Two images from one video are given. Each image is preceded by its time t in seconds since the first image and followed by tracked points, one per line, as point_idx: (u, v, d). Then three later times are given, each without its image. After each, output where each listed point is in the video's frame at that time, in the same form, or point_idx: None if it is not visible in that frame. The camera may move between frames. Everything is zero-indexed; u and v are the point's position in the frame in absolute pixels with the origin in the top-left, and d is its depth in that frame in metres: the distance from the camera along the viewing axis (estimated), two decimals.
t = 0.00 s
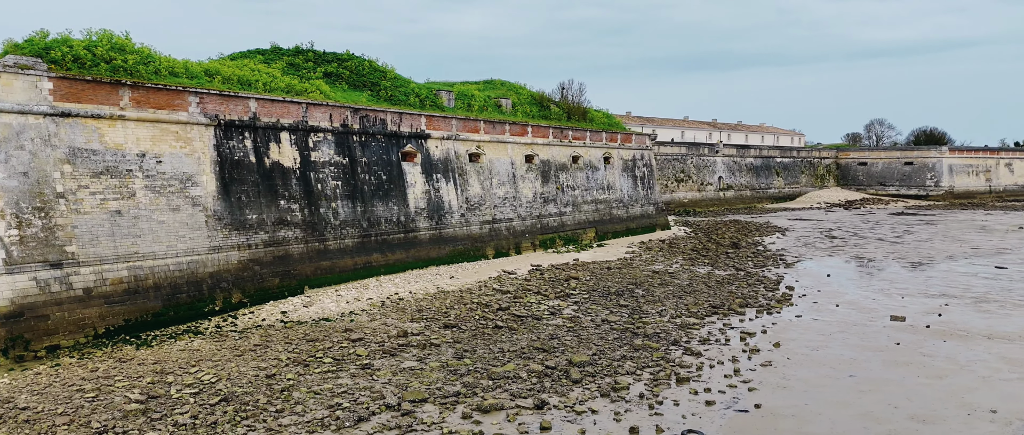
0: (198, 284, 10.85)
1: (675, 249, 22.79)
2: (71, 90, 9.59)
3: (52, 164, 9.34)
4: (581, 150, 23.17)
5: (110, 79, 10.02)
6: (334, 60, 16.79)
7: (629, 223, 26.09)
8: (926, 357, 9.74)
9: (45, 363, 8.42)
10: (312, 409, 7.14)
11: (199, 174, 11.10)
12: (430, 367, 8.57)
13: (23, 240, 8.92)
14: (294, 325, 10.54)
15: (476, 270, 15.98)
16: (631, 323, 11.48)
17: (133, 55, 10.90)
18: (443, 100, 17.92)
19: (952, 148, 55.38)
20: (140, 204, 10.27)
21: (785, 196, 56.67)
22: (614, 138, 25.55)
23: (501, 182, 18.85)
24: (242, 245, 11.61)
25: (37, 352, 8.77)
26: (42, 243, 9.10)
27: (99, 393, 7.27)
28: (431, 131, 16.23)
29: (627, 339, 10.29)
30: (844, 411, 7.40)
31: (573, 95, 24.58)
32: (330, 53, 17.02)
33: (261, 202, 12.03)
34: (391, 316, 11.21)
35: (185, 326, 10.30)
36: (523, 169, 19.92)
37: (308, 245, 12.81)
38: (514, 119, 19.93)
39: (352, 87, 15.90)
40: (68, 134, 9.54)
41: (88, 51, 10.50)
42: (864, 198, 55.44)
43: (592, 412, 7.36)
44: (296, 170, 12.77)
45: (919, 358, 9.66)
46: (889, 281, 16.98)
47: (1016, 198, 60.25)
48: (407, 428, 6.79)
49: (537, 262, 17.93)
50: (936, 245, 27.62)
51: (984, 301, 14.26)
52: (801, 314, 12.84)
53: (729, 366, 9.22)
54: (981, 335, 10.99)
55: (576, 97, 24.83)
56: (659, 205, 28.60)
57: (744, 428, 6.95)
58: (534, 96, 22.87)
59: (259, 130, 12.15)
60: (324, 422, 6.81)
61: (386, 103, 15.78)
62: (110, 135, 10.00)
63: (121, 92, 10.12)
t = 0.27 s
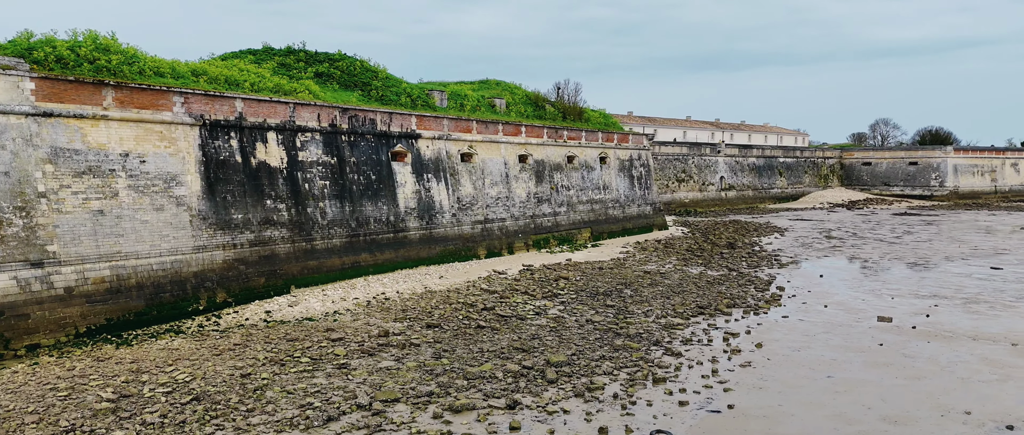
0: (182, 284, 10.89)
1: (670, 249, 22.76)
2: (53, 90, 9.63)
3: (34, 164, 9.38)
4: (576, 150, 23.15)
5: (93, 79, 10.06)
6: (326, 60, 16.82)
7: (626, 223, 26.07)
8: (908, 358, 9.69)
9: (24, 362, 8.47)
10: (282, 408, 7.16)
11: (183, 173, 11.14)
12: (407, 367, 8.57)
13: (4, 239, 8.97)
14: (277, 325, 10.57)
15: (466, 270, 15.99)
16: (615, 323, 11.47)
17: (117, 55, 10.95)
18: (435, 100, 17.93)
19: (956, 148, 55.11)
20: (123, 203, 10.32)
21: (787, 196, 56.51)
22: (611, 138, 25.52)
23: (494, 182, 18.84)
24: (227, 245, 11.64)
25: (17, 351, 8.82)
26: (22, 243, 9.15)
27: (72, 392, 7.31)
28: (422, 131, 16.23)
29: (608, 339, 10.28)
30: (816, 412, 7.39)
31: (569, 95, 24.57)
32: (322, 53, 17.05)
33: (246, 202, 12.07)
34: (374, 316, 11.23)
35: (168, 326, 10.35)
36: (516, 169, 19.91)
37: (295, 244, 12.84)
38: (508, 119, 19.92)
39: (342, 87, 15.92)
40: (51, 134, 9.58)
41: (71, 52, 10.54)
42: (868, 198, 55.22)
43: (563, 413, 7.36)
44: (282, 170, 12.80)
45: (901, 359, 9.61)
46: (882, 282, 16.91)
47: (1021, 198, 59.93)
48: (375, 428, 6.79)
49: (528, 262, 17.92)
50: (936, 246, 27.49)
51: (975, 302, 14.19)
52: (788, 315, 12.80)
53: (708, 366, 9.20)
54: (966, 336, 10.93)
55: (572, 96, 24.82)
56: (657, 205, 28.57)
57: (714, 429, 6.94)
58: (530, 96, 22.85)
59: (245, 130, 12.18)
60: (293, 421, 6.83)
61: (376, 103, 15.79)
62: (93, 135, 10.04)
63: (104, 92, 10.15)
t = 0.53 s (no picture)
0: (162, 283, 10.90)
1: (661, 249, 22.73)
2: (31, 90, 9.63)
3: (11, 164, 9.39)
4: (567, 150, 23.15)
5: (71, 79, 10.08)
6: (313, 60, 16.82)
7: (618, 223, 26.07)
8: (885, 358, 9.67)
9: None
10: (251, 408, 7.15)
11: (163, 173, 11.15)
12: (381, 367, 8.56)
13: None
14: (256, 325, 10.57)
15: (453, 270, 15.98)
16: (596, 323, 11.46)
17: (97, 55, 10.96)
18: (423, 100, 17.93)
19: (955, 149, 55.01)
20: (102, 203, 10.33)
21: (785, 196, 56.48)
22: (603, 139, 25.52)
23: (483, 182, 18.83)
24: (208, 245, 11.65)
25: None
26: None
27: (42, 392, 7.31)
28: (409, 131, 16.22)
29: (587, 340, 10.28)
30: (785, 412, 7.38)
31: (561, 95, 24.56)
32: (309, 53, 17.05)
33: (228, 201, 12.07)
34: (355, 316, 11.24)
35: (147, 325, 10.36)
36: (506, 169, 19.90)
37: (277, 244, 12.85)
38: (497, 119, 19.92)
39: (329, 87, 15.92)
40: (28, 134, 9.58)
41: (51, 52, 10.56)
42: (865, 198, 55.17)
43: (533, 413, 7.35)
44: (265, 170, 12.81)
45: (878, 359, 9.59)
46: (871, 282, 16.89)
47: (1021, 199, 59.84)
48: (342, 428, 6.78)
49: (516, 262, 17.91)
50: (930, 246, 27.45)
51: (961, 302, 14.17)
52: (771, 315, 12.78)
53: (683, 366, 9.20)
54: (947, 337, 10.90)
55: (563, 97, 24.80)
56: (650, 205, 28.57)
57: (681, 430, 6.94)
58: (520, 96, 22.85)
59: (227, 130, 12.18)
60: (260, 421, 6.82)
61: (363, 103, 15.79)
62: (71, 135, 10.05)
63: (83, 92, 10.16)
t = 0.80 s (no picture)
0: (138, 283, 10.90)
1: (650, 249, 22.72)
2: (4, 90, 9.60)
3: None
4: (556, 150, 23.14)
5: (45, 79, 10.07)
6: (297, 60, 16.82)
7: (607, 223, 26.06)
8: (859, 359, 9.66)
9: None
10: (215, 408, 7.14)
11: (140, 173, 11.15)
12: (350, 367, 8.55)
13: None
14: (231, 325, 10.56)
15: (436, 270, 15.96)
16: (573, 324, 11.46)
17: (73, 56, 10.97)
18: (409, 99, 17.92)
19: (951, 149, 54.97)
20: (76, 203, 10.33)
21: (780, 196, 56.48)
22: (592, 139, 25.52)
23: (469, 182, 18.81)
24: (186, 244, 11.65)
25: None
26: None
27: (6, 392, 7.31)
28: (393, 131, 16.21)
29: (561, 340, 10.27)
30: (750, 412, 7.39)
31: (550, 95, 24.55)
32: (294, 53, 17.04)
33: (206, 201, 12.06)
34: (332, 316, 11.23)
35: (122, 325, 10.36)
36: (492, 169, 19.89)
37: (257, 244, 12.84)
38: (484, 119, 19.91)
39: (312, 87, 15.92)
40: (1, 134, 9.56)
41: (25, 53, 10.56)
42: (861, 198, 55.17)
43: (498, 413, 7.34)
44: (245, 170, 12.80)
45: (850, 360, 9.60)
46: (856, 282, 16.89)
47: (1017, 199, 59.77)
48: (303, 428, 6.77)
49: (502, 262, 17.89)
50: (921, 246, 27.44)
51: (944, 303, 14.16)
52: (751, 315, 12.77)
53: (655, 367, 9.20)
54: (922, 337, 10.89)
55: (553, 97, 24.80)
56: (640, 205, 28.57)
57: (643, 430, 6.94)
58: (509, 96, 22.84)
59: (205, 130, 12.18)
60: (222, 421, 6.82)
61: (346, 103, 15.79)
62: (45, 135, 10.04)
63: (57, 91, 10.16)
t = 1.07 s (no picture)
0: (112, 283, 10.89)
1: (636, 249, 22.74)
2: None
3: None
4: (543, 150, 23.15)
5: (18, 79, 10.07)
6: (280, 60, 16.81)
7: (595, 223, 26.07)
8: (830, 359, 9.67)
9: None
10: (176, 408, 7.12)
11: (115, 173, 11.15)
12: (318, 367, 8.53)
13: None
14: (204, 325, 10.55)
15: (419, 270, 15.95)
16: (549, 324, 11.45)
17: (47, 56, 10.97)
18: (393, 99, 17.91)
19: (946, 149, 54.92)
20: (49, 203, 10.33)
21: (774, 196, 56.51)
22: (580, 139, 25.53)
23: (454, 182, 18.79)
24: (161, 244, 11.64)
25: None
26: None
27: None
28: (375, 131, 16.19)
29: (534, 340, 10.26)
30: (712, 412, 7.40)
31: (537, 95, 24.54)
32: (277, 53, 17.04)
33: (183, 201, 12.05)
34: (307, 316, 11.22)
35: (95, 325, 10.35)
36: (478, 169, 19.87)
37: (235, 244, 12.83)
38: (469, 119, 19.90)
39: (294, 87, 15.90)
40: None
41: None
42: (855, 198, 55.20)
43: (461, 413, 7.33)
44: (222, 170, 12.79)
45: (820, 360, 9.60)
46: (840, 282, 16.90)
47: (1012, 199, 59.76)
48: (263, 429, 6.76)
49: (486, 262, 17.88)
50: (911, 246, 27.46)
51: (924, 303, 14.17)
52: (729, 315, 12.77)
53: (624, 367, 9.20)
54: (896, 338, 10.90)
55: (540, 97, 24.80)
56: (629, 205, 28.59)
57: (604, 430, 6.95)
58: (496, 96, 22.85)
59: (182, 130, 12.17)
60: (181, 421, 6.81)
61: (328, 102, 15.78)
62: (17, 135, 10.02)
63: (30, 91, 10.14)
